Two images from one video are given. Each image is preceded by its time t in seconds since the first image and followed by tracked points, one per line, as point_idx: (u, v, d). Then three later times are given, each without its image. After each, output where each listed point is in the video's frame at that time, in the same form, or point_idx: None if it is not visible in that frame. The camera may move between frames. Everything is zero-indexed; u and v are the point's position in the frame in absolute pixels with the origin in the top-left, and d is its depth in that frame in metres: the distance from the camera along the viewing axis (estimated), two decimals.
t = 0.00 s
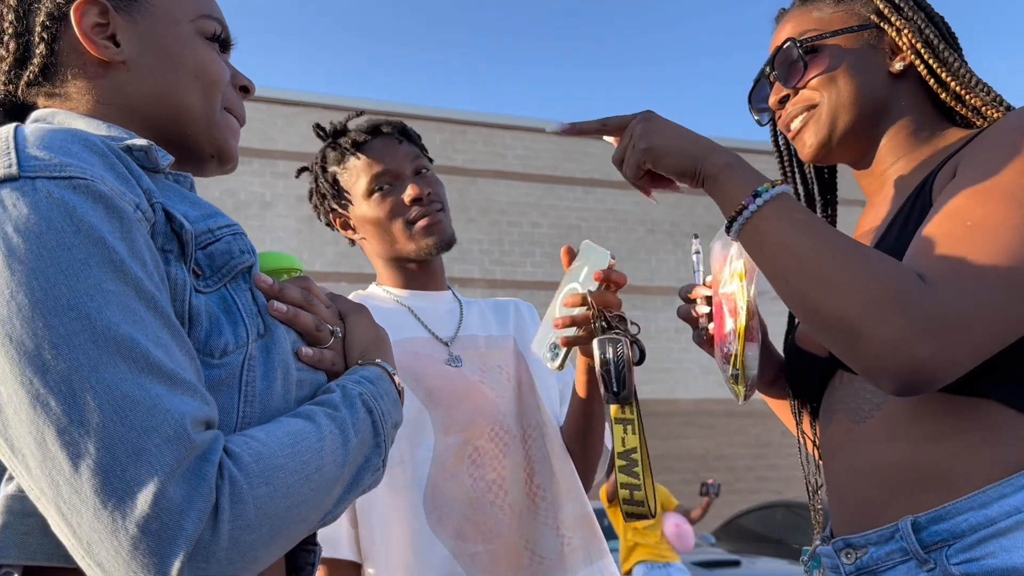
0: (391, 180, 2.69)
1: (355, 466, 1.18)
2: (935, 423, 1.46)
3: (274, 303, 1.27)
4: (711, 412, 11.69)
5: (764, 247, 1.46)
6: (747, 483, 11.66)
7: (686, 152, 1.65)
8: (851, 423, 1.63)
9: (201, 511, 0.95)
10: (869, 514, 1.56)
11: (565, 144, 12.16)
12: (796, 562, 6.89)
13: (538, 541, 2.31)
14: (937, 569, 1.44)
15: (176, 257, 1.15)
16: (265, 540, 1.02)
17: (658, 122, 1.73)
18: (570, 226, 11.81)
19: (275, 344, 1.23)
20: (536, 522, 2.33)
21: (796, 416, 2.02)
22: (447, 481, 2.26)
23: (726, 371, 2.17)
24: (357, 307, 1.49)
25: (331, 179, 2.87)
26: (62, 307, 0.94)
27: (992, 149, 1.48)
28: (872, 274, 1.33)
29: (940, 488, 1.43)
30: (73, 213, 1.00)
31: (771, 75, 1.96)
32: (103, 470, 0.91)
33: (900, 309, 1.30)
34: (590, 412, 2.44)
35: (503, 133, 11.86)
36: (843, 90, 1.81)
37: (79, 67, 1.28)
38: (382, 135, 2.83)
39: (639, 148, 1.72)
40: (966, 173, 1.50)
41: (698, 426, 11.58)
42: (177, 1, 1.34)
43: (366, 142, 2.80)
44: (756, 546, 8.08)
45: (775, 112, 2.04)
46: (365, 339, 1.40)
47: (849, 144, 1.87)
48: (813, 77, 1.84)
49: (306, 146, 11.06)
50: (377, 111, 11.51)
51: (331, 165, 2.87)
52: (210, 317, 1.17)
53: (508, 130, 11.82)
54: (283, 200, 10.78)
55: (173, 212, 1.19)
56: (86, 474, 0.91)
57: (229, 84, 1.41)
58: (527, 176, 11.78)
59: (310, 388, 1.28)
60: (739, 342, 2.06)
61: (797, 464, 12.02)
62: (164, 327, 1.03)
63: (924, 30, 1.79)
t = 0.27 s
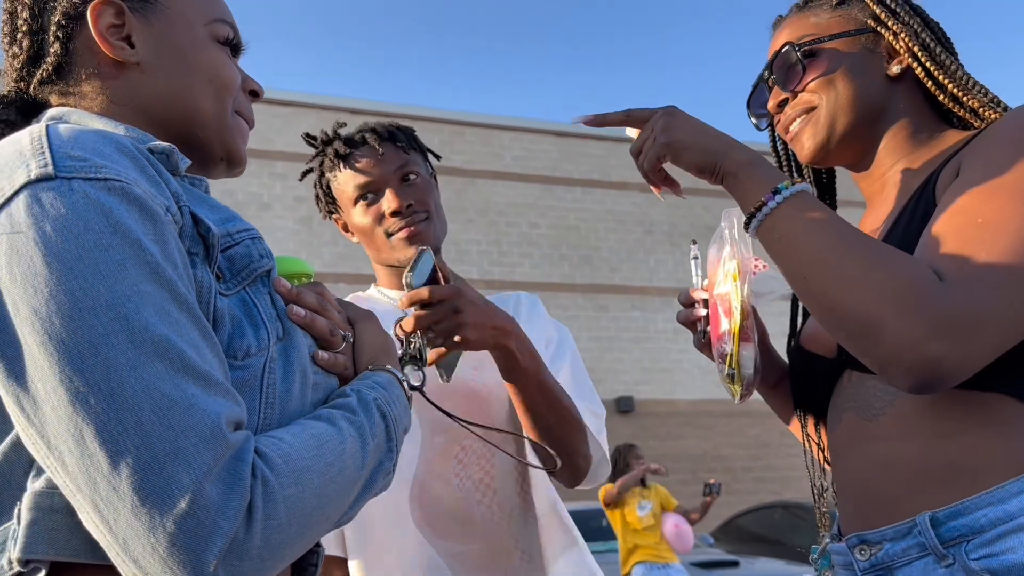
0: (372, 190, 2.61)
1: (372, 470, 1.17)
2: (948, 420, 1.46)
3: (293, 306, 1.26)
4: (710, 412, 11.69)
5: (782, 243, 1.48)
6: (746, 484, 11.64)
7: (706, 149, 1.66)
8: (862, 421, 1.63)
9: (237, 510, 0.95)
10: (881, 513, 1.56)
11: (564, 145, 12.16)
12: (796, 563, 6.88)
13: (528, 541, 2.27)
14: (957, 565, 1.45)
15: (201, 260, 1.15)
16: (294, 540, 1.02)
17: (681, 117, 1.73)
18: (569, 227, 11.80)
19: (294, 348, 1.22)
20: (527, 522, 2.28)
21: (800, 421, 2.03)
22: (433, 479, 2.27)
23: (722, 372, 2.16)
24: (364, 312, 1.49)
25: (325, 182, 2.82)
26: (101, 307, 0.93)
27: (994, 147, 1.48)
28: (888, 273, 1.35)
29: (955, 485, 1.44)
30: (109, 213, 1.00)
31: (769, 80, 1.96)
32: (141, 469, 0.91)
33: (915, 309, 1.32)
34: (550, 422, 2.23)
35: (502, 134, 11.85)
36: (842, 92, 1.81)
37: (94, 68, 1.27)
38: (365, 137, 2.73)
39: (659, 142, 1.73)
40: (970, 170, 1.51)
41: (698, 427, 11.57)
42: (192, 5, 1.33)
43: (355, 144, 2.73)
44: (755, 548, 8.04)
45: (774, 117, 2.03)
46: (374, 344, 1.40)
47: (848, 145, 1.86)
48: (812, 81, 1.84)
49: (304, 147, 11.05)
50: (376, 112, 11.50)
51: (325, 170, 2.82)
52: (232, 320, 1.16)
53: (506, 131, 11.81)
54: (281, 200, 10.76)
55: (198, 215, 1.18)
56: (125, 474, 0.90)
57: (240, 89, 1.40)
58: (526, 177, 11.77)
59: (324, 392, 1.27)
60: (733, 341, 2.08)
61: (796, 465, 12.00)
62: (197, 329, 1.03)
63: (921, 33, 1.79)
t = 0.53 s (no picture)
0: (365, 188, 2.61)
1: (370, 469, 1.17)
2: (965, 415, 1.47)
3: (292, 307, 1.26)
4: (708, 413, 11.68)
5: (803, 233, 1.50)
6: (744, 485, 11.64)
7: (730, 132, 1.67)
8: (873, 418, 1.63)
9: (234, 511, 0.96)
10: (898, 511, 1.55)
11: (562, 146, 12.15)
12: (793, 565, 6.88)
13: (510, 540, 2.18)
14: (971, 560, 1.44)
15: (200, 261, 1.15)
16: (291, 541, 1.02)
17: (711, 101, 1.73)
18: (568, 228, 11.79)
19: (294, 348, 1.22)
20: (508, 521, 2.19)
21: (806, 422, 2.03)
22: (411, 481, 2.20)
23: (727, 375, 2.17)
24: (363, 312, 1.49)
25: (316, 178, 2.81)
26: (97, 310, 0.94)
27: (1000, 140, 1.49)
28: (905, 267, 1.36)
29: (973, 479, 1.44)
30: (106, 216, 1.00)
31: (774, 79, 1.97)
32: (137, 471, 0.91)
33: (932, 302, 1.33)
34: (517, 418, 2.10)
35: (500, 135, 11.84)
36: (847, 90, 1.81)
37: (94, 70, 1.27)
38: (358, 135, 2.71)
39: (686, 123, 1.73)
40: (980, 165, 1.50)
41: (696, 428, 11.57)
42: (192, 7, 1.33)
43: (349, 140, 2.71)
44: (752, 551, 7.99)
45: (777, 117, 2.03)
46: (374, 343, 1.40)
47: (852, 144, 1.85)
48: (816, 79, 1.85)
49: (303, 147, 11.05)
50: (374, 113, 11.50)
51: (319, 166, 2.80)
52: (232, 321, 1.16)
53: (505, 132, 11.81)
54: (280, 201, 10.75)
55: (197, 217, 1.18)
56: (122, 477, 0.91)
57: (240, 90, 1.40)
58: (524, 178, 11.77)
59: (325, 392, 1.27)
60: (741, 344, 2.08)
61: (794, 466, 12.00)
62: (194, 331, 1.03)
63: (926, 32, 1.81)
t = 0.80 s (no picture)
0: (356, 189, 2.61)
1: (362, 472, 1.17)
2: (966, 415, 1.46)
3: (285, 311, 1.26)
4: (708, 414, 11.68)
5: (808, 229, 1.51)
6: (744, 487, 11.64)
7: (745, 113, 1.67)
8: (873, 418, 1.63)
9: (221, 516, 0.96)
10: (897, 509, 1.55)
11: (561, 147, 12.15)
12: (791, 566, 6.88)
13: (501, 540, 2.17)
14: (968, 562, 1.45)
15: (191, 265, 1.15)
16: (280, 547, 1.02)
17: (734, 82, 1.72)
18: (567, 229, 11.79)
19: (286, 352, 1.23)
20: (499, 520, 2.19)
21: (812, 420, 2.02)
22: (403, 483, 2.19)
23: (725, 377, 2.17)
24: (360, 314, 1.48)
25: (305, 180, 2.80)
26: (84, 317, 0.94)
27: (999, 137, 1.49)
28: (901, 261, 1.36)
29: (972, 479, 1.44)
30: (94, 223, 1.00)
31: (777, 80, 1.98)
32: (124, 477, 0.92)
33: (927, 297, 1.33)
34: (517, 417, 2.10)
35: (499, 136, 11.84)
36: (850, 88, 1.82)
37: (88, 75, 1.28)
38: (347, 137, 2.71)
39: (705, 103, 1.73)
40: (982, 161, 1.50)
41: (695, 429, 11.57)
42: (186, 9, 1.33)
43: (339, 140, 2.72)
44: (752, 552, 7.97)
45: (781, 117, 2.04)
46: (369, 347, 1.40)
47: (854, 143, 1.85)
48: (819, 78, 1.85)
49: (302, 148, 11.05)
50: (373, 114, 11.50)
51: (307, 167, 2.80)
52: (223, 325, 1.17)
53: (504, 133, 11.80)
54: (279, 202, 10.75)
55: (188, 221, 1.18)
56: (109, 481, 0.92)
57: (235, 92, 1.40)
58: (523, 179, 11.77)
59: (318, 395, 1.27)
60: (739, 347, 2.08)
61: (794, 467, 11.99)
62: (183, 336, 1.03)
63: (929, 31, 1.81)
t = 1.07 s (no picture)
0: (359, 189, 2.61)
1: (360, 475, 1.17)
2: (945, 419, 1.46)
3: (284, 314, 1.26)
4: (708, 416, 11.68)
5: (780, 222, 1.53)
6: (745, 488, 11.63)
7: (730, 110, 1.68)
8: (858, 421, 1.64)
9: (215, 519, 0.96)
10: (880, 512, 1.56)
11: (562, 148, 12.15)
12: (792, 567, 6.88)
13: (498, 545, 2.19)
14: (940, 566, 1.45)
15: (190, 269, 1.15)
16: (275, 549, 1.02)
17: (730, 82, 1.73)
18: (567, 230, 11.78)
19: (285, 356, 1.23)
20: (497, 524, 2.20)
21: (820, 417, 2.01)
22: (403, 483, 2.18)
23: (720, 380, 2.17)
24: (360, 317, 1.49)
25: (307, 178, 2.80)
26: (83, 320, 0.94)
27: (978, 135, 1.48)
28: (854, 261, 1.39)
29: (961, 478, 1.43)
30: (93, 225, 1.00)
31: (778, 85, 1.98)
32: (119, 479, 0.92)
33: (872, 295, 1.35)
34: (517, 418, 2.11)
35: (499, 138, 11.85)
36: (848, 92, 1.82)
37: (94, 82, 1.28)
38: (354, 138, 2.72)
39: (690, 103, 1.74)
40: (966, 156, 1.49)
41: (695, 430, 11.56)
42: (179, 7, 1.33)
43: (344, 140, 2.74)
44: (751, 553, 7.95)
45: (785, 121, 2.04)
46: (369, 350, 1.40)
47: (857, 148, 1.85)
48: (819, 81, 1.85)
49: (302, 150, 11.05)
50: (373, 115, 11.50)
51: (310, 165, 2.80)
52: (222, 328, 1.17)
53: (504, 134, 11.80)
54: (279, 204, 10.75)
55: (187, 225, 1.18)
56: (105, 483, 0.92)
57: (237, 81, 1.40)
58: (524, 180, 11.77)
59: (317, 398, 1.27)
60: (732, 352, 2.08)
61: (795, 468, 11.99)
62: (181, 339, 1.03)
63: (928, 28, 1.79)
